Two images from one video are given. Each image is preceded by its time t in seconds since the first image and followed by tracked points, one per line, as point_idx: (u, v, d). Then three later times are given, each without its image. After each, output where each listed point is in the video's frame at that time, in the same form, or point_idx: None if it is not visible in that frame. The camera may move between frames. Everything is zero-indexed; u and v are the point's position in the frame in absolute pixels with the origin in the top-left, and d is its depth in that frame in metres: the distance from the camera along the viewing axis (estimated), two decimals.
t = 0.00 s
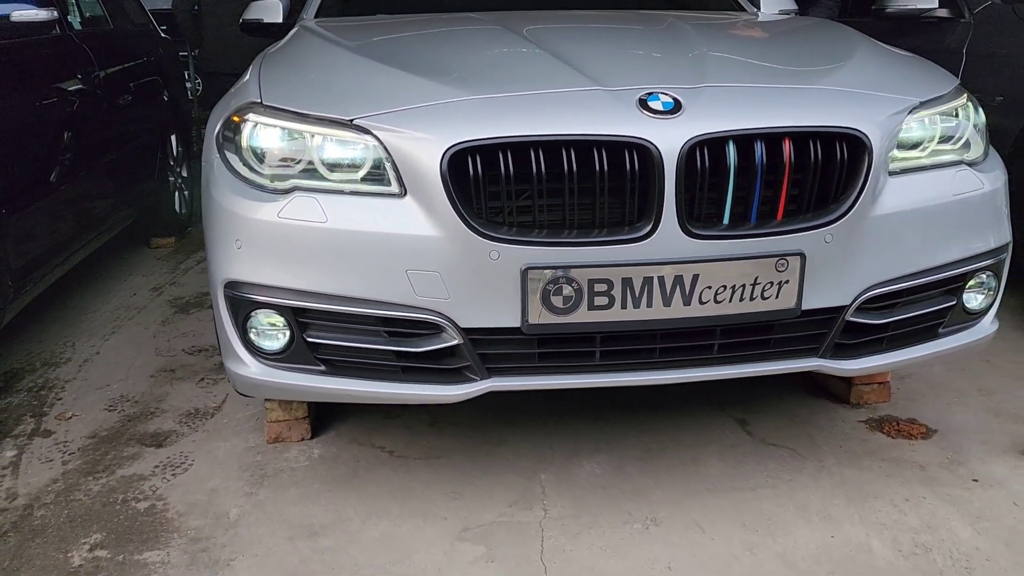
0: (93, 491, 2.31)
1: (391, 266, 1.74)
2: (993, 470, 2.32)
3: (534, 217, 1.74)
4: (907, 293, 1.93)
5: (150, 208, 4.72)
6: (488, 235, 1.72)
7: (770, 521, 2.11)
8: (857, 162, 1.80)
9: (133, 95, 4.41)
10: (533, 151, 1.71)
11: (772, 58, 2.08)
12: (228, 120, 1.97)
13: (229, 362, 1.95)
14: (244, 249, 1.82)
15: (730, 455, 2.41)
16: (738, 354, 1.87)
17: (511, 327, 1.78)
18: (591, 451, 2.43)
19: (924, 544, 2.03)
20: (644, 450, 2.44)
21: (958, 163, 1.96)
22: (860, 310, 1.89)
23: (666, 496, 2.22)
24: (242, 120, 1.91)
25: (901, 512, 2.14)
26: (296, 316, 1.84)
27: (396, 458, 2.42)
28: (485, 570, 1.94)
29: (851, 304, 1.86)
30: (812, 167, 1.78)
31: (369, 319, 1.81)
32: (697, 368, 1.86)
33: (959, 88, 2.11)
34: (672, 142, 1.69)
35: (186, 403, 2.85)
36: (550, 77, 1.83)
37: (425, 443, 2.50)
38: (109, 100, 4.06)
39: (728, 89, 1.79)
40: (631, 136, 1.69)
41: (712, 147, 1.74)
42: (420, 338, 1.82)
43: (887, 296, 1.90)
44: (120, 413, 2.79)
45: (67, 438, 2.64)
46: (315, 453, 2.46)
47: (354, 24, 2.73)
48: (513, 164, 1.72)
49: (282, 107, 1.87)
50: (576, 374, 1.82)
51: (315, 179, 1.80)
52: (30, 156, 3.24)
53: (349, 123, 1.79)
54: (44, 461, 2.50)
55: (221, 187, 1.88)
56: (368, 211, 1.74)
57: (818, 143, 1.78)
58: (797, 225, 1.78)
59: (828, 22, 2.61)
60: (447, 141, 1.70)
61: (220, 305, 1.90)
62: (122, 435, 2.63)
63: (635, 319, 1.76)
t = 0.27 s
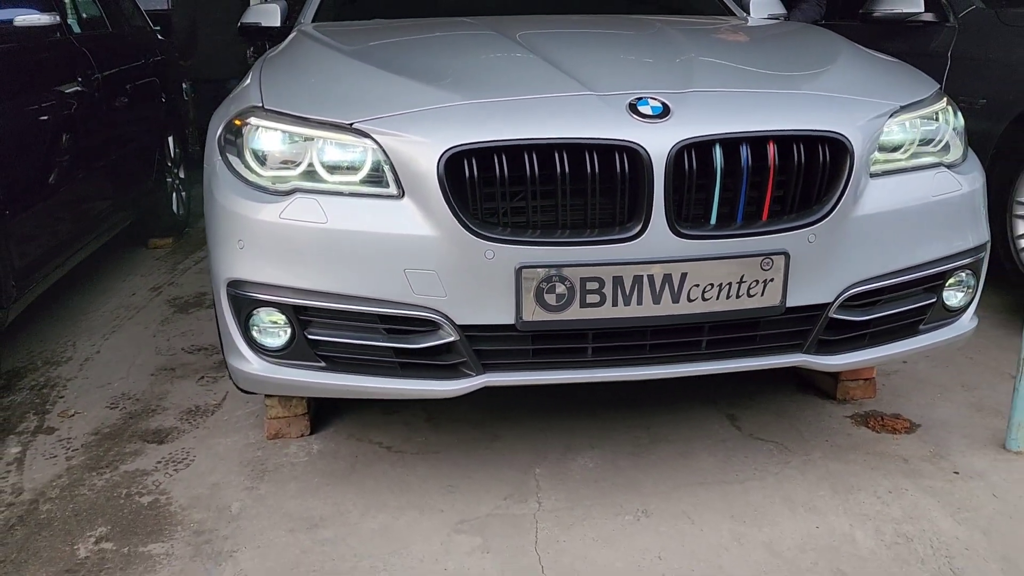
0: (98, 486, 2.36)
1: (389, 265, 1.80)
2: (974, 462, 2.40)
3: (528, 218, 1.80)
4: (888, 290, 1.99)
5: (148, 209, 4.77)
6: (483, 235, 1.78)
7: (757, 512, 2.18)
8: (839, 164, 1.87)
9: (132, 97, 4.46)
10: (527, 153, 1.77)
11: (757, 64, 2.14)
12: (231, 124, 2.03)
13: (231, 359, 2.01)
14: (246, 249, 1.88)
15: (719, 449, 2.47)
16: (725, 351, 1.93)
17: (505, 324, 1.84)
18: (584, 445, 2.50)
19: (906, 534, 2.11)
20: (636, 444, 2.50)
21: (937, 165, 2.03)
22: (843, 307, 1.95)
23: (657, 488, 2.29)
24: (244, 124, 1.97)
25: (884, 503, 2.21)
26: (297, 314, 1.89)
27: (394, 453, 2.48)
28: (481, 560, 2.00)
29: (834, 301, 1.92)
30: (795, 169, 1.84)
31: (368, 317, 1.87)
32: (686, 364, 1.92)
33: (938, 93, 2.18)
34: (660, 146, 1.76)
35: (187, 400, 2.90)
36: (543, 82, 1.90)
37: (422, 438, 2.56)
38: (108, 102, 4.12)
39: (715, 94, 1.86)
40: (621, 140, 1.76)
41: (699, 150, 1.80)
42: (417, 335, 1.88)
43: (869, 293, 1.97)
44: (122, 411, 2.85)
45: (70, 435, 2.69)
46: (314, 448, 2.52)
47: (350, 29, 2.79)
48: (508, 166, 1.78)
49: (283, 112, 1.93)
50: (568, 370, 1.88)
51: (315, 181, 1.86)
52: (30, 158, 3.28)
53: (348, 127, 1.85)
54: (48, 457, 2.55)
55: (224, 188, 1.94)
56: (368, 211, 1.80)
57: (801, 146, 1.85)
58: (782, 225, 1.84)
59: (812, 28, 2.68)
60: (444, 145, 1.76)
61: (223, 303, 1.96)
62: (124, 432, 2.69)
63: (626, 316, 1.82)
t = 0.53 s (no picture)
0: (98, 483, 2.41)
1: (384, 264, 1.86)
2: (952, 455, 2.47)
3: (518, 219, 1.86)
4: (867, 288, 2.06)
5: (143, 211, 4.81)
6: (475, 235, 1.83)
7: (742, 504, 2.25)
8: (818, 166, 1.94)
9: (126, 100, 4.52)
10: (517, 156, 1.83)
11: (739, 69, 2.21)
12: (229, 129, 2.08)
13: (230, 357, 2.06)
14: (245, 250, 1.93)
15: (706, 444, 2.54)
16: (710, 347, 2.00)
17: (497, 321, 1.90)
18: (574, 440, 2.56)
19: (886, 524, 2.18)
20: (625, 439, 2.57)
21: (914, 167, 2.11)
22: (823, 304, 2.02)
23: (645, 481, 2.35)
24: (243, 128, 2.02)
25: (866, 495, 2.28)
26: (294, 312, 1.95)
27: (388, 449, 2.54)
28: (474, 551, 2.06)
29: (814, 299, 1.99)
30: (776, 171, 1.91)
31: (363, 315, 1.92)
32: (672, 360, 1.99)
33: (915, 97, 2.26)
34: (646, 149, 1.82)
35: (184, 399, 2.95)
36: (533, 87, 1.96)
37: (416, 435, 2.62)
38: (103, 105, 4.17)
39: (698, 99, 1.92)
40: (608, 143, 1.82)
41: (683, 153, 1.86)
42: (411, 333, 1.93)
43: (848, 291, 2.04)
44: (120, 410, 2.89)
45: (69, 433, 2.73)
46: (310, 445, 2.57)
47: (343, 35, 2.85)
48: (498, 169, 1.84)
49: (281, 116, 1.99)
50: (558, 366, 1.94)
51: (312, 184, 1.92)
52: (27, 162, 3.33)
53: (344, 131, 1.91)
54: (48, 455, 2.59)
55: (223, 191, 1.99)
56: (363, 213, 1.86)
57: (781, 149, 1.92)
58: (763, 226, 1.91)
59: (795, 33, 2.75)
60: (437, 148, 1.82)
61: (222, 303, 2.01)
62: (123, 430, 2.73)
63: (613, 313, 1.88)
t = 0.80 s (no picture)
0: (94, 483, 2.45)
1: (376, 266, 1.91)
2: (932, 451, 2.53)
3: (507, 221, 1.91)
4: (847, 288, 2.12)
5: (136, 215, 4.85)
6: (464, 237, 1.88)
7: (727, 499, 2.30)
8: (798, 169, 1.99)
9: (119, 105, 4.56)
10: (505, 161, 1.88)
11: (722, 76, 2.27)
12: (224, 135, 2.13)
13: (225, 357, 2.11)
14: (241, 252, 1.98)
15: (692, 441, 2.59)
16: (694, 345, 2.05)
17: (487, 321, 1.94)
18: (563, 439, 2.61)
19: (867, 518, 2.24)
20: (613, 437, 2.62)
21: (891, 170, 2.17)
22: (804, 304, 2.08)
23: (632, 477, 2.40)
24: (238, 134, 2.07)
25: (848, 491, 2.34)
26: (289, 314, 1.99)
27: (381, 448, 2.59)
28: (465, 547, 2.11)
29: (795, 299, 2.05)
30: (757, 175, 1.96)
31: (355, 316, 1.97)
32: (658, 358, 2.04)
33: (893, 102, 2.32)
34: (631, 153, 1.87)
35: (178, 401, 2.99)
36: (521, 93, 2.01)
37: (408, 434, 2.66)
38: (97, 110, 4.22)
39: (682, 105, 1.98)
40: (594, 148, 1.87)
41: (667, 157, 1.92)
42: (403, 333, 1.98)
43: (828, 291, 2.09)
44: (116, 411, 2.93)
45: (65, 435, 2.77)
46: (304, 445, 2.61)
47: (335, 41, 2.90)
48: (487, 173, 1.89)
49: (275, 122, 2.04)
50: (547, 365, 1.99)
51: (306, 188, 1.97)
52: (21, 167, 3.36)
53: (337, 136, 1.96)
54: (45, 456, 2.63)
55: (218, 195, 2.04)
56: (356, 216, 1.91)
57: (762, 153, 1.97)
58: (745, 228, 1.97)
59: (778, 40, 2.81)
60: (427, 153, 1.87)
61: (217, 305, 2.06)
62: (119, 432, 2.77)
63: (600, 313, 1.94)
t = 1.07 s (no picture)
0: (90, 485, 2.47)
1: (369, 269, 1.94)
2: (917, 449, 2.58)
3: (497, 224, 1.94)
4: (830, 289, 2.16)
5: (129, 219, 4.87)
6: (455, 240, 1.91)
7: (715, 497, 2.34)
8: (782, 173, 2.03)
9: (112, 109, 4.58)
10: (495, 165, 1.92)
11: (709, 81, 2.31)
12: (219, 140, 2.17)
13: (219, 359, 2.14)
14: (235, 256, 2.01)
15: (680, 440, 2.63)
16: (682, 345, 2.09)
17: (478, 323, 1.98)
18: (553, 438, 2.65)
19: (852, 515, 2.28)
20: (603, 436, 2.66)
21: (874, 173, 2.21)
22: (789, 304, 2.12)
23: (621, 476, 2.44)
24: (232, 140, 2.11)
25: (833, 488, 2.38)
26: (283, 316, 2.02)
27: (374, 449, 2.62)
28: (457, 545, 2.14)
29: (781, 300, 2.09)
30: (742, 178, 2.00)
31: (348, 318, 2.00)
32: (646, 359, 2.07)
33: (876, 107, 2.37)
34: (618, 158, 1.91)
35: (173, 403, 3.01)
36: (510, 98, 2.05)
37: (401, 435, 2.70)
38: (90, 114, 4.24)
39: (668, 110, 2.02)
40: (583, 152, 1.91)
41: (654, 161, 1.95)
42: (395, 334, 2.01)
43: (813, 291, 2.14)
44: (110, 414, 2.95)
45: (61, 437, 2.79)
46: (298, 446, 2.64)
47: (328, 47, 2.93)
48: (477, 177, 1.92)
49: (269, 128, 2.07)
50: (537, 365, 2.02)
51: (299, 192, 2.00)
52: (14, 171, 3.38)
53: (330, 141, 1.99)
54: (40, 458, 2.65)
55: (213, 200, 2.07)
56: (348, 219, 1.94)
57: (747, 157, 2.01)
58: (730, 230, 2.01)
59: (764, 45, 2.86)
60: (418, 157, 1.90)
61: (212, 307, 2.09)
62: (114, 434, 2.79)
63: (589, 314, 1.97)
